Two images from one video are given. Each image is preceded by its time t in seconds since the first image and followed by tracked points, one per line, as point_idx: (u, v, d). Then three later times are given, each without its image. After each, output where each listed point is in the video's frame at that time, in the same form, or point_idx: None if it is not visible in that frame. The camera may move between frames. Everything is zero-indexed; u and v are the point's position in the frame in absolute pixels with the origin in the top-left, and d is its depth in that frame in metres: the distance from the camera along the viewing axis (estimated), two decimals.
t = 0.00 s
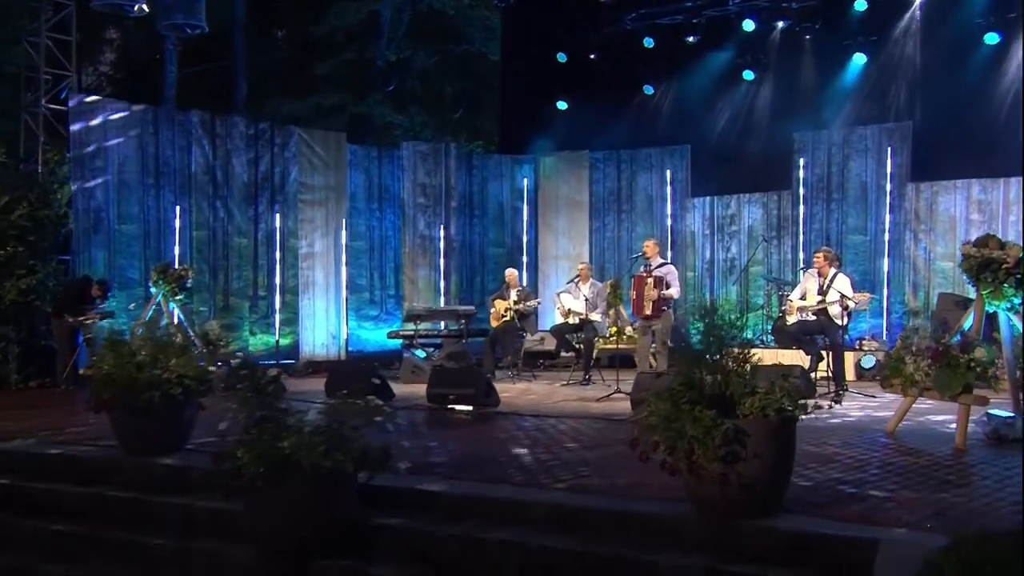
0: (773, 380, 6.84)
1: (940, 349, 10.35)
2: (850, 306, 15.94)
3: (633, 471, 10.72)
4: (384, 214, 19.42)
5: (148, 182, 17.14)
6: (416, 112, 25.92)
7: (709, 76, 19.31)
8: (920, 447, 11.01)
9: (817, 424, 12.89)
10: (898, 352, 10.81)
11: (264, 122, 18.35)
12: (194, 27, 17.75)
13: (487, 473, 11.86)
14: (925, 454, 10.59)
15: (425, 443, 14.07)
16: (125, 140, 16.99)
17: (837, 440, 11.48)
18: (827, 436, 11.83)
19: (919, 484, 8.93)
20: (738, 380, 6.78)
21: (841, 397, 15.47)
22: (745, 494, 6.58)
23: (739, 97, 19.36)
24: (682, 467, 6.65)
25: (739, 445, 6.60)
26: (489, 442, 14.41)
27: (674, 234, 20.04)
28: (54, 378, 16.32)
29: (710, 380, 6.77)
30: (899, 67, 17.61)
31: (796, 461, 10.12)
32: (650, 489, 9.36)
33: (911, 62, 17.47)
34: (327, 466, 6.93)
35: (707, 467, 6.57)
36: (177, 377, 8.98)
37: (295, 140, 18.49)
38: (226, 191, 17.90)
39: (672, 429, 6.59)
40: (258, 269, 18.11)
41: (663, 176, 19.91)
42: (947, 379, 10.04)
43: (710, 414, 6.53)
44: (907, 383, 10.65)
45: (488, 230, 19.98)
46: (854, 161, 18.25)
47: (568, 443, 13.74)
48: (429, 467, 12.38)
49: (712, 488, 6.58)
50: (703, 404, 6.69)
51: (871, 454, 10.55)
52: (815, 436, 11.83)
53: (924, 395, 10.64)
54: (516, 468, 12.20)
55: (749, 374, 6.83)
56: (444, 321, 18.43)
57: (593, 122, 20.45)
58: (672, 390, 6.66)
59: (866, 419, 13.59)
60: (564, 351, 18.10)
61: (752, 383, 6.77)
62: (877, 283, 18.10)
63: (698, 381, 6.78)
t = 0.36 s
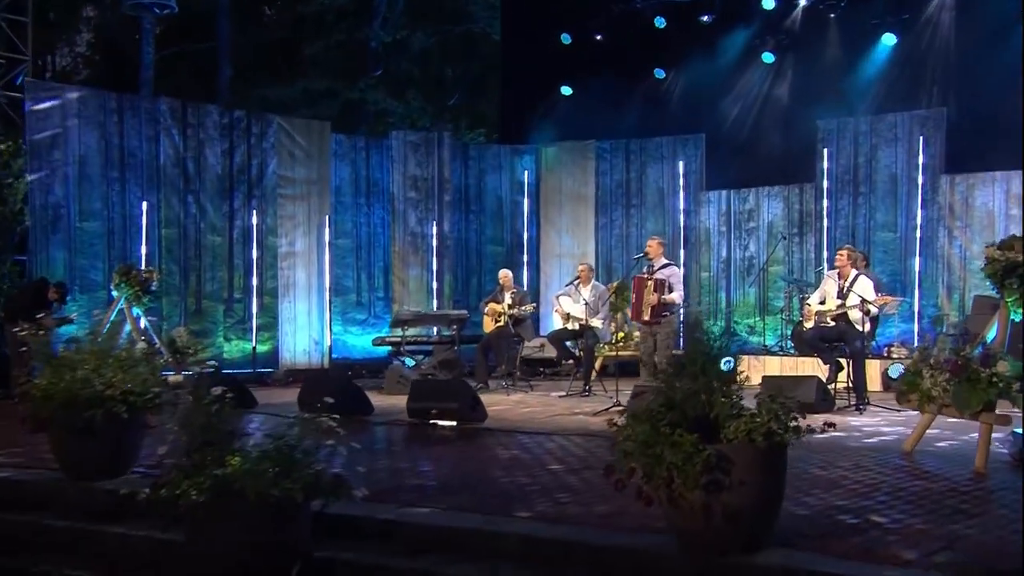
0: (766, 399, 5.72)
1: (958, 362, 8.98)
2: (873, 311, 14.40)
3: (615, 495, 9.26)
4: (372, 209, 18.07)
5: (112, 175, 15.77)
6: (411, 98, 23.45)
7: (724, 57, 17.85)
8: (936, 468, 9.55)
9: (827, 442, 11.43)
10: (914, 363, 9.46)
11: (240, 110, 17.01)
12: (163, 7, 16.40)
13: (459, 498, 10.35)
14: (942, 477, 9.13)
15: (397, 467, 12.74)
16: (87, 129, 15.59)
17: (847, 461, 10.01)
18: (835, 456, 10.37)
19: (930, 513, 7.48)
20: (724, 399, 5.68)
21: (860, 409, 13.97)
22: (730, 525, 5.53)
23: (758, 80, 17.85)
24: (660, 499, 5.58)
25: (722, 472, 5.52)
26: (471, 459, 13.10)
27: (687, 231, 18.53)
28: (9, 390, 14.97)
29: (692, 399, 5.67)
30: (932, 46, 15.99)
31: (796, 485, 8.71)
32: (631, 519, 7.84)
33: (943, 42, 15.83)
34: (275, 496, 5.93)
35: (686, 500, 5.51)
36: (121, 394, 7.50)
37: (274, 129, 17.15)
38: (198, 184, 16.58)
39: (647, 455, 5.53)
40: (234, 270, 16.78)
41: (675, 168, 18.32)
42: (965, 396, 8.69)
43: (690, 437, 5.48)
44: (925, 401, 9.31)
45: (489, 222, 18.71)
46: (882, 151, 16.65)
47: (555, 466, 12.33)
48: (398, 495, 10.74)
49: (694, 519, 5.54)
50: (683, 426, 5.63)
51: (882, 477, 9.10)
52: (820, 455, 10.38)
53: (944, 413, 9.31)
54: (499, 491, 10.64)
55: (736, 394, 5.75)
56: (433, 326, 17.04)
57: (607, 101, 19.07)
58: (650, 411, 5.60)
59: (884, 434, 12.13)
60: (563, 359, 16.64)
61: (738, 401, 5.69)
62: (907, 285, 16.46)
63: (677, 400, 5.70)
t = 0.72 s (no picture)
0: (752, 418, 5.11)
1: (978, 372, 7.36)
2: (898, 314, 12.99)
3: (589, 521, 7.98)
4: (359, 202, 16.73)
5: (74, 165, 14.51)
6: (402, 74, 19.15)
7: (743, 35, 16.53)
8: (954, 490, 8.35)
9: (839, 460, 10.13)
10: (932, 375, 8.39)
11: (215, 95, 15.76)
12: None
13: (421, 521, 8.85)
14: (956, 500, 7.94)
15: (369, 488, 11.45)
16: (45, 115, 14.35)
17: (858, 482, 8.78)
18: (841, 475, 9.15)
19: (937, 542, 6.37)
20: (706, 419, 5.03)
21: (883, 420, 12.57)
22: (708, 561, 4.94)
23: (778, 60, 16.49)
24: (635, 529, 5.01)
25: (702, 500, 4.94)
26: (452, 476, 11.85)
27: (703, 225, 17.11)
28: None
29: (670, 420, 5.03)
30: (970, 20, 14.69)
31: (794, 512, 7.50)
32: (596, 551, 6.50)
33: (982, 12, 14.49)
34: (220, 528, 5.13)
35: (663, 531, 4.95)
36: (60, 408, 6.51)
37: (252, 115, 15.90)
38: (168, 175, 15.32)
39: (620, 483, 4.95)
40: (208, 267, 15.56)
41: (689, 158, 17.00)
42: (983, 412, 7.08)
43: (667, 463, 4.90)
44: (944, 417, 8.25)
45: (488, 214, 17.31)
46: (913, 138, 15.29)
47: (542, 487, 10.98)
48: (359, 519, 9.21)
49: (667, 553, 4.96)
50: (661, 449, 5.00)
51: (890, 502, 7.89)
52: (825, 475, 9.16)
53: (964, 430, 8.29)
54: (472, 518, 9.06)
55: (722, 413, 5.13)
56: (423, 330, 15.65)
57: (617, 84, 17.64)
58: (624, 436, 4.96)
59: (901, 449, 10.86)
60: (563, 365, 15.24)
61: (722, 420, 5.08)
62: (941, 284, 15.04)
63: (655, 419, 5.05)
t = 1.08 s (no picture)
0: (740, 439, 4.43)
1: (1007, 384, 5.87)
2: (922, 314, 11.69)
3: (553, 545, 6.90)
4: (347, 193, 15.52)
5: (34, 154, 13.35)
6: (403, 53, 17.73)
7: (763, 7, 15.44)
8: (976, 514, 7.25)
9: (852, 478, 8.98)
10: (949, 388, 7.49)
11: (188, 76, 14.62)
12: None
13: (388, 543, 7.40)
14: (975, 525, 6.89)
15: (335, 506, 10.32)
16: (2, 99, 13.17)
17: (868, 504, 7.69)
18: (848, 495, 8.04)
19: None
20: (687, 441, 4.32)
21: (907, 433, 11.29)
22: None
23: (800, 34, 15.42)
24: (606, 564, 4.30)
25: (679, 530, 4.26)
26: (429, 489, 10.73)
27: (719, 217, 15.88)
28: None
29: (647, 441, 4.32)
30: None
31: (792, 540, 6.41)
32: None
33: None
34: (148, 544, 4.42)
35: (636, 568, 4.26)
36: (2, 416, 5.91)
37: (229, 98, 14.75)
38: (138, 164, 14.17)
39: (589, 512, 4.25)
40: (182, 264, 14.43)
41: (705, 146, 15.81)
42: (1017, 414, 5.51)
43: (641, 487, 4.20)
44: (962, 432, 7.33)
45: (488, 206, 16.07)
46: (948, 121, 13.96)
47: (523, 503, 9.86)
48: (318, 538, 7.82)
49: None
50: (634, 474, 4.29)
51: (903, 527, 6.80)
52: (831, 496, 8.05)
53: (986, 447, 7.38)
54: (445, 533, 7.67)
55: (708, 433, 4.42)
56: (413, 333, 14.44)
57: (621, 62, 16.64)
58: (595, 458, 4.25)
59: (924, 465, 9.70)
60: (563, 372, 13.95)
61: (706, 441, 4.38)
62: (979, 282, 13.69)
63: (630, 441, 4.35)
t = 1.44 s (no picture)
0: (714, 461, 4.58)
1: None
2: (950, 314, 10.39)
3: None
4: (335, 181, 14.39)
5: None
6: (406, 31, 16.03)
7: None
8: (1008, 544, 6.24)
9: (869, 497, 7.96)
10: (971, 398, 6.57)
11: (162, 55, 13.55)
12: None
13: None
14: (1004, 555, 5.90)
15: (303, 519, 9.29)
16: None
17: (878, 526, 6.76)
18: (858, 518, 7.04)
19: None
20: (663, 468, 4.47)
21: (936, 444, 10.16)
22: None
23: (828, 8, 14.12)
24: None
25: (655, 556, 4.45)
26: (407, 497, 9.74)
27: (740, 207, 14.80)
28: None
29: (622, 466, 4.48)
30: None
31: (793, 565, 5.61)
32: None
33: None
34: None
35: None
36: None
37: (206, 79, 13.68)
38: (105, 150, 13.09)
39: (562, 540, 4.41)
40: (154, 259, 13.37)
41: (724, 132, 14.77)
42: None
43: (615, 515, 4.37)
44: (986, 447, 6.46)
45: (490, 195, 14.88)
46: (990, 103, 12.88)
47: (505, 516, 8.87)
48: (277, 562, 6.49)
49: None
50: (611, 498, 4.49)
51: (919, 553, 5.89)
52: (838, 517, 7.07)
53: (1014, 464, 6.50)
54: (425, 563, 6.30)
55: (684, 455, 4.54)
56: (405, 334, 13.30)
57: (631, 41, 15.45)
58: (570, 484, 4.43)
59: (951, 481, 8.66)
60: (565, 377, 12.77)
61: (682, 465, 4.52)
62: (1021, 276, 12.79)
63: (604, 464, 4.51)
